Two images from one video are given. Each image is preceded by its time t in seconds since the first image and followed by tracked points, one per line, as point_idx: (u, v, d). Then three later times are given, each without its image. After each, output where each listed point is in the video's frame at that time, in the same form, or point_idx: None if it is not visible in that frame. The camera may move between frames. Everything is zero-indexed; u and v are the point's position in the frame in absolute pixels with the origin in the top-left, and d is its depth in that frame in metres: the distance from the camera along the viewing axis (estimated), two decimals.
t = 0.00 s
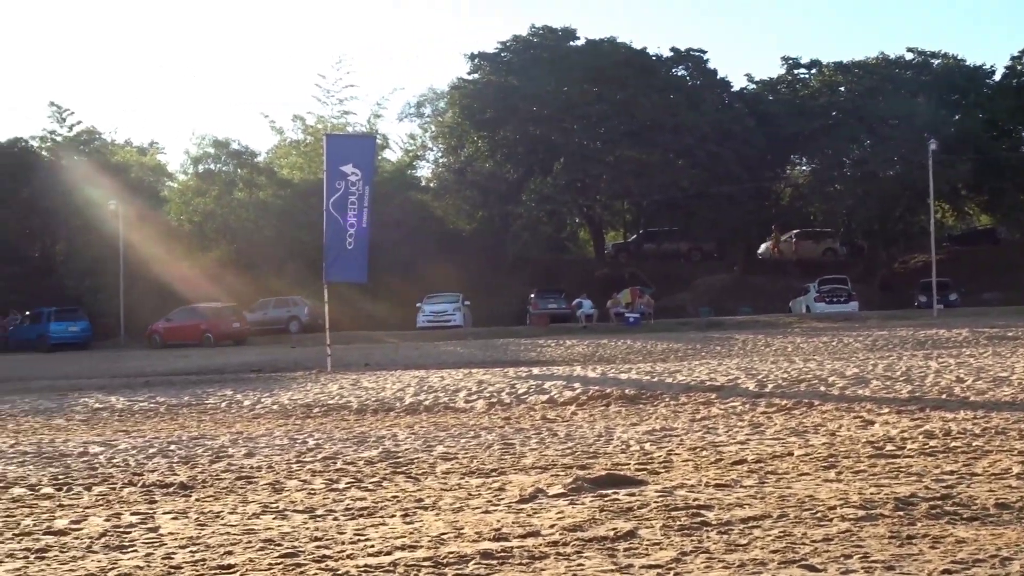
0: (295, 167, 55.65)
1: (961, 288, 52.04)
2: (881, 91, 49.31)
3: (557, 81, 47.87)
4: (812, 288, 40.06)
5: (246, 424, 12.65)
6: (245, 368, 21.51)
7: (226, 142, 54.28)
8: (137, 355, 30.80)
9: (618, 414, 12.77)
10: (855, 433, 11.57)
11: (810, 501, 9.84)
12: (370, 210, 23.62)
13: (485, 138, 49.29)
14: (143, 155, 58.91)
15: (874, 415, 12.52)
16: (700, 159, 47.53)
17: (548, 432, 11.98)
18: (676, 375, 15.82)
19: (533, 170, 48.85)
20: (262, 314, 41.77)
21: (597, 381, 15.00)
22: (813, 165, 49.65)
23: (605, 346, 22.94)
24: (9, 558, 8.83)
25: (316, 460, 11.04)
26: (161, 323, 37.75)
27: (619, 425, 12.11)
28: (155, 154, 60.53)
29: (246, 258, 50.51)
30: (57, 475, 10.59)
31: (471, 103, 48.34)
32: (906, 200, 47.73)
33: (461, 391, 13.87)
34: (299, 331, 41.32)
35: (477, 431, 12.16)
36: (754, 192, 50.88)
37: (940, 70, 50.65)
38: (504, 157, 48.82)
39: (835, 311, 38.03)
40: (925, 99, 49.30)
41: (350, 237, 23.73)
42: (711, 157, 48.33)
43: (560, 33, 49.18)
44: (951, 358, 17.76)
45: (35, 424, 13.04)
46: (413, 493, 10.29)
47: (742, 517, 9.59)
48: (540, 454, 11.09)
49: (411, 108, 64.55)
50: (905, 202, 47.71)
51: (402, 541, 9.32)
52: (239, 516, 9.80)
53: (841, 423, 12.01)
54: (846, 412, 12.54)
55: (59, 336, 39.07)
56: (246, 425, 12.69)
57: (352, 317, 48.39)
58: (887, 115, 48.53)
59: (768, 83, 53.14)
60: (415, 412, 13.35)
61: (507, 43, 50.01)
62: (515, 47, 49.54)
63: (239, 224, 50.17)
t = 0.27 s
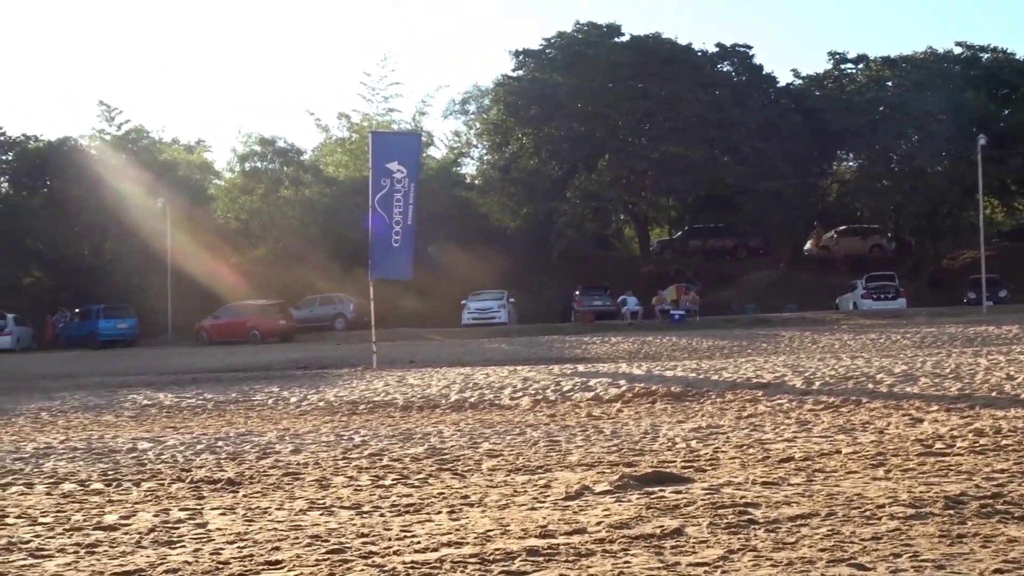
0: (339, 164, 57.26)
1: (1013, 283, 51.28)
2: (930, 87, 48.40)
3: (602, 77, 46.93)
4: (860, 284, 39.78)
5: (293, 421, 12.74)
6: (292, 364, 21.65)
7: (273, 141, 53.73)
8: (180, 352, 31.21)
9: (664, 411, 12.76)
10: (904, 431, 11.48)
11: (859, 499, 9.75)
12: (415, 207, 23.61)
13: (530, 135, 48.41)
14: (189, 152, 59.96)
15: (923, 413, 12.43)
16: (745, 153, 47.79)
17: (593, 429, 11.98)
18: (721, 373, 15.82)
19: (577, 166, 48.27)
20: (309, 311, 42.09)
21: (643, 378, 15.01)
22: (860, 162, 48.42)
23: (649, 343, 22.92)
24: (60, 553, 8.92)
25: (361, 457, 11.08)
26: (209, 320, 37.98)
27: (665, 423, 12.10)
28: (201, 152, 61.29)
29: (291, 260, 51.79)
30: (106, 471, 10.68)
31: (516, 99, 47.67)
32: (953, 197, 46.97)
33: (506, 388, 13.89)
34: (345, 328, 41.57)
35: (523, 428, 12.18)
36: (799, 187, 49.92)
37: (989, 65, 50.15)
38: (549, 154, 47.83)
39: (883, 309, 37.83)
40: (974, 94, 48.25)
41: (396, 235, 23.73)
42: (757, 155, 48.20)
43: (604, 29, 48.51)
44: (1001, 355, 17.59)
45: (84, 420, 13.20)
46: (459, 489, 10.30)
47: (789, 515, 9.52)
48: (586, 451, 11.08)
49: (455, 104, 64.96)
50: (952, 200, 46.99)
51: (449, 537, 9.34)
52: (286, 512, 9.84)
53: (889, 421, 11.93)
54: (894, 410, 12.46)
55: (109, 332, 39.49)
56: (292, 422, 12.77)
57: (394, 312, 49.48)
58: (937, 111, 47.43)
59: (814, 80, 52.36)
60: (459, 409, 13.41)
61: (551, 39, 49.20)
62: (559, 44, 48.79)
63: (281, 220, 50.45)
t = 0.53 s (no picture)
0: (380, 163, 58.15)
1: None
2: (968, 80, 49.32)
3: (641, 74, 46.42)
4: (901, 280, 39.46)
5: (333, 419, 12.81)
6: (330, 362, 21.73)
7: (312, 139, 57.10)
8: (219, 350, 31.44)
9: (705, 409, 12.77)
10: (947, 428, 11.40)
11: (902, 497, 9.66)
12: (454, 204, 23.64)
13: (568, 133, 47.73)
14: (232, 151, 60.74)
15: (967, 410, 12.36)
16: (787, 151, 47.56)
17: (633, 426, 11.98)
18: (762, 370, 15.81)
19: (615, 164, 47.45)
20: (349, 309, 42.36)
21: (683, 376, 15.01)
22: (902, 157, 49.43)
23: (689, 341, 22.94)
24: (105, 549, 8.99)
25: (402, 455, 11.12)
26: (249, 318, 38.33)
27: (705, 420, 12.10)
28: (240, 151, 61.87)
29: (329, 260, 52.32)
30: (150, 468, 10.77)
31: (554, 97, 47.21)
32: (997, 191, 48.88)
33: (546, 386, 13.91)
34: (384, 326, 41.77)
35: (563, 426, 12.19)
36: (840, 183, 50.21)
37: None
38: (586, 152, 47.07)
39: (926, 305, 37.59)
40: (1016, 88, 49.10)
41: (436, 233, 23.81)
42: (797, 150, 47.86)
43: (643, 25, 47.48)
44: None
45: (128, 418, 13.36)
46: (500, 487, 10.30)
47: (832, 513, 9.45)
48: (626, 449, 11.07)
49: (494, 102, 65.02)
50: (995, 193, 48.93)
51: (490, 535, 9.35)
52: (328, 509, 9.85)
53: (932, 418, 11.86)
54: (937, 407, 12.40)
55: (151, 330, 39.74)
56: (334, 420, 12.88)
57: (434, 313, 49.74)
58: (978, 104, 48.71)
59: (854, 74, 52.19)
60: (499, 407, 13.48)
61: (589, 35, 48.28)
62: (598, 40, 47.76)
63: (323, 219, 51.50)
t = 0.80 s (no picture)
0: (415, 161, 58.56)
1: None
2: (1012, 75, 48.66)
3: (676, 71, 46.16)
4: (940, 276, 39.16)
5: (370, 417, 12.84)
6: (368, 361, 21.71)
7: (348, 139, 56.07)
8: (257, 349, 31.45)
9: (742, 407, 12.76)
10: (988, 426, 11.32)
11: (943, 496, 9.57)
12: (490, 202, 23.64)
13: (603, 129, 47.65)
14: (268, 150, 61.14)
15: (1008, 407, 12.28)
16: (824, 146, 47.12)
17: (671, 424, 11.97)
18: (801, 368, 15.77)
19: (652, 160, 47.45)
20: (384, 307, 42.45)
21: (721, 374, 14.99)
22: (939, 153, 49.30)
23: (726, 338, 22.88)
24: (145, 547, 9.05)
25: (439, 453, 11.12)
26: (286, 316, 38.45)
27: (743, 418, 12.09)
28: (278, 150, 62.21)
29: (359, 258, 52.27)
30: (189, 467, 10.83)
31: (589, 94, 46.92)
32: None
33: (582, 384, 13.90)
34: (420, 324, 41.83)
35: (600, 424, 12.19)
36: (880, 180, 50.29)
37: None
38: (623, 149, 47.21)
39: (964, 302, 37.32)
40: None
41: (473, 229, 23.86)
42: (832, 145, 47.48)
43: (678, 21, 47.11)
44: None
45: (167, 416, 13.46)
46: (537, 485, 10.29)
47: (872, 512, 9.38)
48: (663, 447, 11.04)
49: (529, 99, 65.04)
50: None
51: (528, 533, 9.35)
52: (366, 507, 9.86)
53: (973, 416, 11.78)
54: (978, 405, 12.32)
55: (188, 329, 39.79)
56: (371, 418, 12.92)
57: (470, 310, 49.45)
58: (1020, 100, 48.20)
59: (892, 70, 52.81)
60: (536, 405, 13.49)
61: (625, 32, 47.85)
62: (634, 37, 47.33)
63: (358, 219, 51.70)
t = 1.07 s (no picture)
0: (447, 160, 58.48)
1: None
2: None
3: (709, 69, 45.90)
4: (974, 275, 38.94)
5: (405, 416, 12.88)
6: (401, 360, 21.84)
7: (380, 139, 58.26)
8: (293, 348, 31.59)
9: (777, 406, 12.78)
10: None
11: (983, 495, 9.49)
12: (524, 200, 23.63)
13: (636, 129, 47.49)
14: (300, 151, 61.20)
15: None
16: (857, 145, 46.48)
17: (706, 423, 11.98)
18: (836, 366, 15.77)
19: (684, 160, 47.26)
20: (417, 307, 42.50)
21: (755, 372, 14.99)
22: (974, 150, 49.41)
23: (760, 337, 22.81)
24: (183, 545, 9.08)
25: (474, 452, 11.12)
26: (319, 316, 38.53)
27: (778, 417, 12.09)
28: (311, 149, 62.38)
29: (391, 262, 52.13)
30: (225, 466, 10.86)
31: (622, 93, 46.86)
32: None
33: (616, 383, 13.93)
34: (454, 324, 41.90)
35: (635, 422, 12.19)
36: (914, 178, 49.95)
37: None
38: (655, 148, 47.02)
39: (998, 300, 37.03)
40: None
41: (505, 228, 23.82)
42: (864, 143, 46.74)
43: (711, 19, 47.75)
44: None
45: (202, 416, 13.55)
46: (573, 484, 10.26)
47: (910, 510, 9.31)
48: (698, 446, 11.02)
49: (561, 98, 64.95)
50: None
51: (564, 532, 9.34)
52: (402, 506, 9.85)
53: (1012, 414, 11.70)
54: (1017, 403, 12.26)
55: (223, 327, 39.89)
56: (405, 418, 12.95)
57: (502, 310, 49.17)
58: None
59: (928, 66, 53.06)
60: (570, 403, 13.50)
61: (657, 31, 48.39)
62: (666, 34, 47.87)
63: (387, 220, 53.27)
